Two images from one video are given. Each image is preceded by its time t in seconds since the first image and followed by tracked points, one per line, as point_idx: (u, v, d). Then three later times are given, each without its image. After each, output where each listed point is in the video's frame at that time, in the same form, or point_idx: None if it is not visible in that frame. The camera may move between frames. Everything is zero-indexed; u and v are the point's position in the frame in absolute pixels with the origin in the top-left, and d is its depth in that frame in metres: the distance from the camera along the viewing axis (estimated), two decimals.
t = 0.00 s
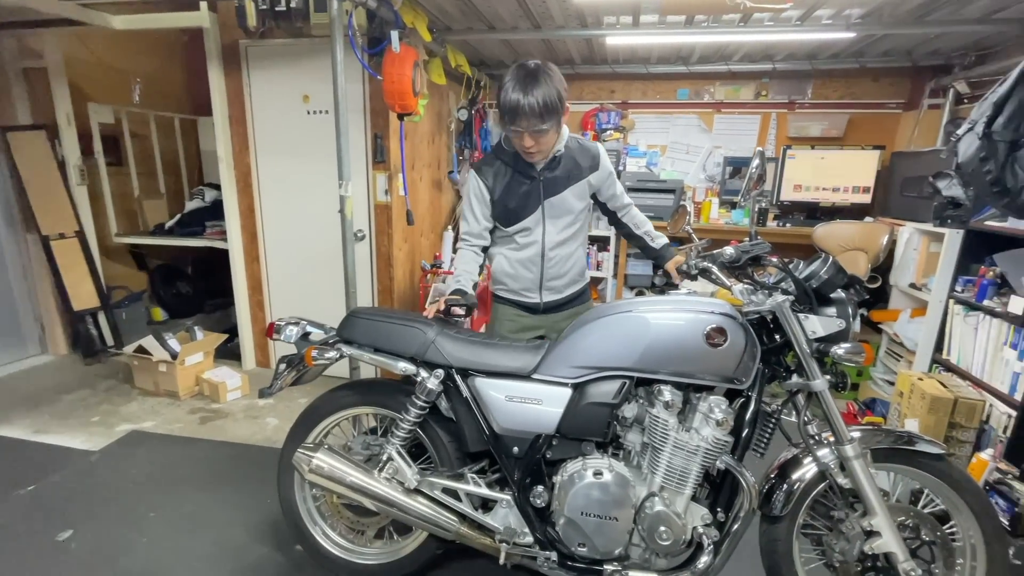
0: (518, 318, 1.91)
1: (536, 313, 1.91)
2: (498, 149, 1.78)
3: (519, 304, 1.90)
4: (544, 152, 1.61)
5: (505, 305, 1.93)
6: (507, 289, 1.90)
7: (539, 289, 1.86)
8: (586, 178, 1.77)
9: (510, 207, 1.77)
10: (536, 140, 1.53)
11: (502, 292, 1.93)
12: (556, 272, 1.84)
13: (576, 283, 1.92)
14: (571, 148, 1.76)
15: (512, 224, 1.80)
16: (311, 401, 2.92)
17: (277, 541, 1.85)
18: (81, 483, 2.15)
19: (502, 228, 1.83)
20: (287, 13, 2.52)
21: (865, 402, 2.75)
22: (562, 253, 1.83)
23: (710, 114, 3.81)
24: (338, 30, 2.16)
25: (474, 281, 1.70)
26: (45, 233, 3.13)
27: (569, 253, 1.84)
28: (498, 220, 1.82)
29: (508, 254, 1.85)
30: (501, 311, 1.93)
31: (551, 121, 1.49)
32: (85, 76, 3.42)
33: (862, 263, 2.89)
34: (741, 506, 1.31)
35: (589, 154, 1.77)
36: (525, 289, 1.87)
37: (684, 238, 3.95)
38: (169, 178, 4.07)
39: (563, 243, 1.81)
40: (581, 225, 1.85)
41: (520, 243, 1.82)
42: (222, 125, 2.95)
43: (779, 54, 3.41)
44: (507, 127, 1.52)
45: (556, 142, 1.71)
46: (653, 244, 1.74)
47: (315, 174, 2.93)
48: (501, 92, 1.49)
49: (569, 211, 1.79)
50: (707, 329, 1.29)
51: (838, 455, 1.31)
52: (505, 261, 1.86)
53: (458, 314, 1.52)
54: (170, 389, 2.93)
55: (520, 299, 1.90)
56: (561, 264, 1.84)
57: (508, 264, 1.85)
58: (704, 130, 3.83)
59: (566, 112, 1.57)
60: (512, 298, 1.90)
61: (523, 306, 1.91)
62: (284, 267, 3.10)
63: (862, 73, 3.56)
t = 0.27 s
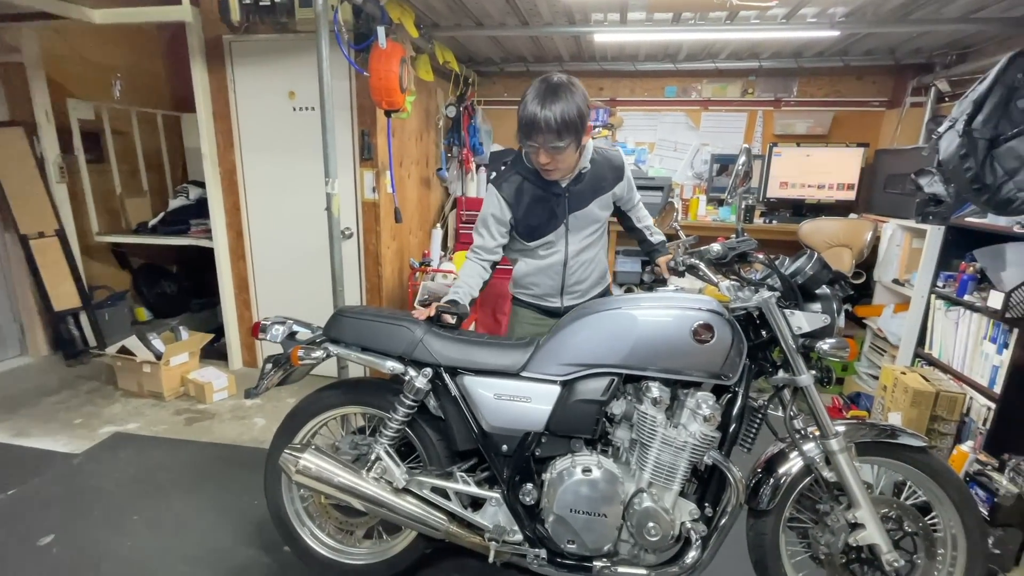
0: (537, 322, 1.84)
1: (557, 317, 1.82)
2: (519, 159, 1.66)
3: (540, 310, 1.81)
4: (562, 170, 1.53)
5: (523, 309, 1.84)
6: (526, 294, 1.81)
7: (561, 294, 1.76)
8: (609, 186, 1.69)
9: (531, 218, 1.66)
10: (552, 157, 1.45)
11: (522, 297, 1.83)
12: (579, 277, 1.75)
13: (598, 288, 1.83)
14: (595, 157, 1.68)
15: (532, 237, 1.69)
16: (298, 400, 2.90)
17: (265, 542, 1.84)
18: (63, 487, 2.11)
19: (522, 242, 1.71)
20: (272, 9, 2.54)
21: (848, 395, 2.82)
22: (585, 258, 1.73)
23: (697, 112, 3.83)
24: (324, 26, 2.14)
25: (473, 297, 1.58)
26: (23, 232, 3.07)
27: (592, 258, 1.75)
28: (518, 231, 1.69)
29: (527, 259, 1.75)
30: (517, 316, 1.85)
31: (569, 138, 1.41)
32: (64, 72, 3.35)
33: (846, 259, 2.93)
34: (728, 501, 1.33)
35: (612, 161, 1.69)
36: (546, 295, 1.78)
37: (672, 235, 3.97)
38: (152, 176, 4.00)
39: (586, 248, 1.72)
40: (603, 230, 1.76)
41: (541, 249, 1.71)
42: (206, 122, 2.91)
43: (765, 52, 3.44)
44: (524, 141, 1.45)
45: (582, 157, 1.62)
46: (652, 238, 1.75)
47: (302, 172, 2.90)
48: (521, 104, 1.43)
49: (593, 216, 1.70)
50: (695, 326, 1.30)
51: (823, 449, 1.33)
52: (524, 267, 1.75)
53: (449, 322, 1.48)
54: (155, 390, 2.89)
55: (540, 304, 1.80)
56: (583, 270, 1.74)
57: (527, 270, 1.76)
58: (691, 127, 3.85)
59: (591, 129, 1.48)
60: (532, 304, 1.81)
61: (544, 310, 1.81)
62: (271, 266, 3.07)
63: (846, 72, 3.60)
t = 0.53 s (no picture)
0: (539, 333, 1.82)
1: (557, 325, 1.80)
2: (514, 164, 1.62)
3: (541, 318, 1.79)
4: (557, 172, 1.50)
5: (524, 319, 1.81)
6: (526, 303, 1.78)
7: (564, 302, 1.74)
8: (608, 192, 1.68)
9: (529, 226, 1.63)
10: (543, 158, 1.42)
11: (522, 307, 1.80)
12: (580, 285, 1.73)
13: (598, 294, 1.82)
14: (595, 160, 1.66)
15: (531, 244, 1.66)
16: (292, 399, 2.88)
17: (258, 543, 1.83)
18: (52, 489, 2.09)
19: (520, 248, 1.69)
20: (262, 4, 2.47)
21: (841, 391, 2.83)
22: (586, 265, 1.72)
23: (691, 109, 3.82)
24: (315, 22, 2.11)
25: (462, 298, 1.56)
26: (10, 230, 3.03)
27: (592, 264, 1.74)
28: (517, 240, 1.67)
29: (528, 268, 1.72)
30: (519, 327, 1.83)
31: (559, 137, 1.39)
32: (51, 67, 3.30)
33: (836, 255, 2.99)
34: (723, 501, 1.33)
35: (612, 167, 1.68)
36: (548, 305, 1.76)
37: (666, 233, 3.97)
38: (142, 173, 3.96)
39: (586, 255, 1.71)
40: (601, 235, 1.75)
41: (543, 258, 1.69)
42: (196, 118, 2.87)
43: (758, 49, 3.43)
44: (515, 141, 1.44)
45: (582, 163, 1.60)
46: (641, 235, 1.73)
47: (294, 169, 2.87)
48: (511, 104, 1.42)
49: (592, 223, 1.69)
50: (689, 328, 1.29)
51: (818, 447, 1.33)
52: (525, 276, 1.73)
53: (438, 325, 1.46)
54: (146, 390, 2.86)
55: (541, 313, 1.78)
56: (584, 276, 1.73)
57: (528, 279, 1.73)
58: (685, 125, 3.84)
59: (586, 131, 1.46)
60: (533, 313, 1.78)
61: (546, 318, 1.79)
62: (264, 263, 3.04)
63: (839, 69, 3.60)
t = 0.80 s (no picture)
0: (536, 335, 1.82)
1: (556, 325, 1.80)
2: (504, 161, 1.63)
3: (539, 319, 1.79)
4: (542, 166, 1.49)
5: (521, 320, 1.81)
6: (523, 304, 1.78)
7: (562, 302, 1.74)
8: (602, 187, 1.68)
9: (522, 226, 1.63)
10: (525, 150, 1.42)
11: (520, 309, 1.80)
12: (579, 285, 1.73)
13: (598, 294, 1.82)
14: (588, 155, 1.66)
15: (526, 243, 1.67)
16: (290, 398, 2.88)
17: (257, 542, 1.83)
18: (50, 488, 2.08)
19: (514, 248, 1.70)
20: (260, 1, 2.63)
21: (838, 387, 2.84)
22: (583, 264, 1.72)
23: (688, 107, 3.82)
24: (312, 20, 2.10)
25: (452, 299, 1.57)
26: (6, 228, 3.01)
27: (590, 263, 1.74)
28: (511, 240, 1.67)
29: (524, 268, 1.72)
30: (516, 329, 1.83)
31: (539, 127, 1.38)
32: (46, 65, 3.28)
33: (834, 252, 2.96)
34: (718, 505, 1.35)
35: (604, 161, 1.68)
36: (546, 305, 1.75)
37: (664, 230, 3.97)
38: (138, 172, 3.94)
39: (583, 253, 1.71)
40: (598, 233, 1.75)
41: (538, 258, 1.69)
42: (193, 116, 2.86)
43: (756, 46, 3.43)
44: (497, 134, 1.44)
45: (572, 157, 1.60)
46: (636, 229, 1.72)
47: (293, 168, 2.87)
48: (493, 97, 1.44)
49: (588, 221, 1.69)
50: (686, 334, 1.29)
51: (815, 447, 1.34)
52: (521, 277, 1.73)
53: (427, 327, 1.47)
54: (144, 389, 2.86)
55: (539, 313, 1.78)
56: (583, 276, 1.73)
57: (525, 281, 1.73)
58: (683, 122, 3.84)
59: (570, 121, 1.46)
60: (532, 313, 1.78)
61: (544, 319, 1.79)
62: (261, 263, 3.04)
63: (836, 67, 3.60)
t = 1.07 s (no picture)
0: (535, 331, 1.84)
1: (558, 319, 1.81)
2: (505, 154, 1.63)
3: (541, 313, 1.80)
4: (539, 159, 1.50)
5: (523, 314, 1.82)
6: (525, 299, 1.79)
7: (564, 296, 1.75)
8: (603, 179, 1.69)
9: (529, 220, 1.62)
10: (520, 142, 1.43)
11: (522, 304, 1.81)
12: (581, 278, 1.74)
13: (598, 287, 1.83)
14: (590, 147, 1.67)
15: (530, 238, 1.66)
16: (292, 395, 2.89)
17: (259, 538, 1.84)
18: (54, 484, 2.10)
19: (518, 244, 1.68)
20: None
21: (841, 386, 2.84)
22: (586, 258, 1.73)
23: (691, 105, 3.82)
24: (314, 18, 2.10)
25: (443, 300, 1.53)
26: (10, 226, 3.02)
27: (591, 256, 1.75)
28: (515, 237, 1.66)
29: (527, 264, 1.72)
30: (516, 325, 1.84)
31: (533, 121, 1.38)
32: (49, 63, 3.29)
33: (836, 249, 2.96)
34: (707, 514, 1.35)
35: (606, 154, 1.68)
36: (548, 300, 1.76)
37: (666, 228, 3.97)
38: (140, 170, 3.95)
39: (586, 247, 1.72)
40: (599, 227, 1.76)
41: (543, 254, 1.69)
42: (195, 115, 2.86)
43: (758, 44, 3.42)
44: (494, 126, 1.45)
45: (574, 149, 1.60)
46: (635, 220, 1.75)
47: (295, 166, 2.87)
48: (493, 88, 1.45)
49: (589, 215, 1.70)
50: (680, 342, 1.26)
51: (811, 453, 1.33)
52: (524, 272, 1.73)
53: (411, 330, 1.45)
54: (147, 386, 2.87)
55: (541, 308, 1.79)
56: (585, 270, 1.74)
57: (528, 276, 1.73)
58: (685, 120, 3.84)
59: (569, 116, 1.46)
60: (535, 308, 1.79)
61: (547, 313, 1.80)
62: (263, 260, 3.04)
63: (839, 64, 3.59)
